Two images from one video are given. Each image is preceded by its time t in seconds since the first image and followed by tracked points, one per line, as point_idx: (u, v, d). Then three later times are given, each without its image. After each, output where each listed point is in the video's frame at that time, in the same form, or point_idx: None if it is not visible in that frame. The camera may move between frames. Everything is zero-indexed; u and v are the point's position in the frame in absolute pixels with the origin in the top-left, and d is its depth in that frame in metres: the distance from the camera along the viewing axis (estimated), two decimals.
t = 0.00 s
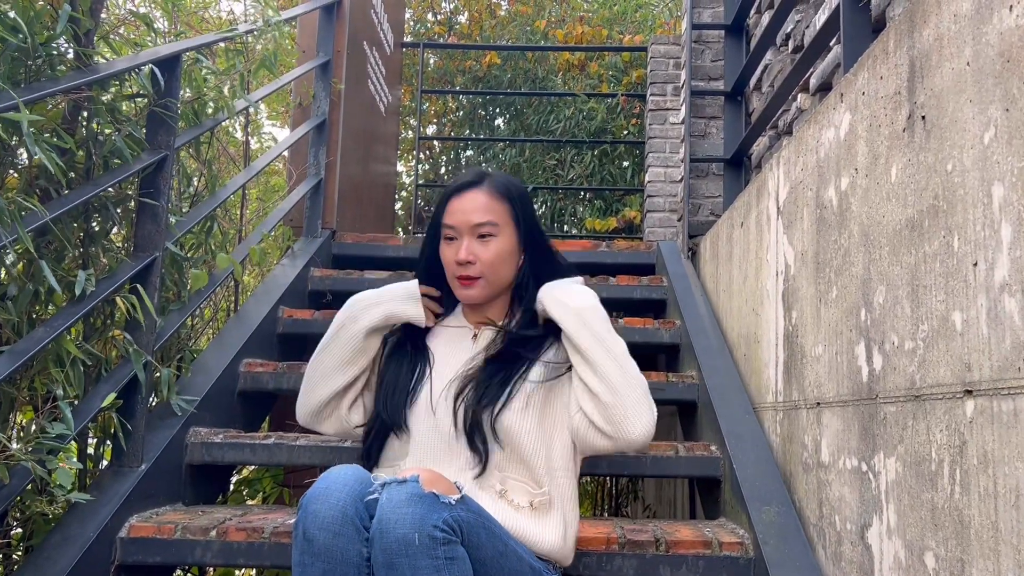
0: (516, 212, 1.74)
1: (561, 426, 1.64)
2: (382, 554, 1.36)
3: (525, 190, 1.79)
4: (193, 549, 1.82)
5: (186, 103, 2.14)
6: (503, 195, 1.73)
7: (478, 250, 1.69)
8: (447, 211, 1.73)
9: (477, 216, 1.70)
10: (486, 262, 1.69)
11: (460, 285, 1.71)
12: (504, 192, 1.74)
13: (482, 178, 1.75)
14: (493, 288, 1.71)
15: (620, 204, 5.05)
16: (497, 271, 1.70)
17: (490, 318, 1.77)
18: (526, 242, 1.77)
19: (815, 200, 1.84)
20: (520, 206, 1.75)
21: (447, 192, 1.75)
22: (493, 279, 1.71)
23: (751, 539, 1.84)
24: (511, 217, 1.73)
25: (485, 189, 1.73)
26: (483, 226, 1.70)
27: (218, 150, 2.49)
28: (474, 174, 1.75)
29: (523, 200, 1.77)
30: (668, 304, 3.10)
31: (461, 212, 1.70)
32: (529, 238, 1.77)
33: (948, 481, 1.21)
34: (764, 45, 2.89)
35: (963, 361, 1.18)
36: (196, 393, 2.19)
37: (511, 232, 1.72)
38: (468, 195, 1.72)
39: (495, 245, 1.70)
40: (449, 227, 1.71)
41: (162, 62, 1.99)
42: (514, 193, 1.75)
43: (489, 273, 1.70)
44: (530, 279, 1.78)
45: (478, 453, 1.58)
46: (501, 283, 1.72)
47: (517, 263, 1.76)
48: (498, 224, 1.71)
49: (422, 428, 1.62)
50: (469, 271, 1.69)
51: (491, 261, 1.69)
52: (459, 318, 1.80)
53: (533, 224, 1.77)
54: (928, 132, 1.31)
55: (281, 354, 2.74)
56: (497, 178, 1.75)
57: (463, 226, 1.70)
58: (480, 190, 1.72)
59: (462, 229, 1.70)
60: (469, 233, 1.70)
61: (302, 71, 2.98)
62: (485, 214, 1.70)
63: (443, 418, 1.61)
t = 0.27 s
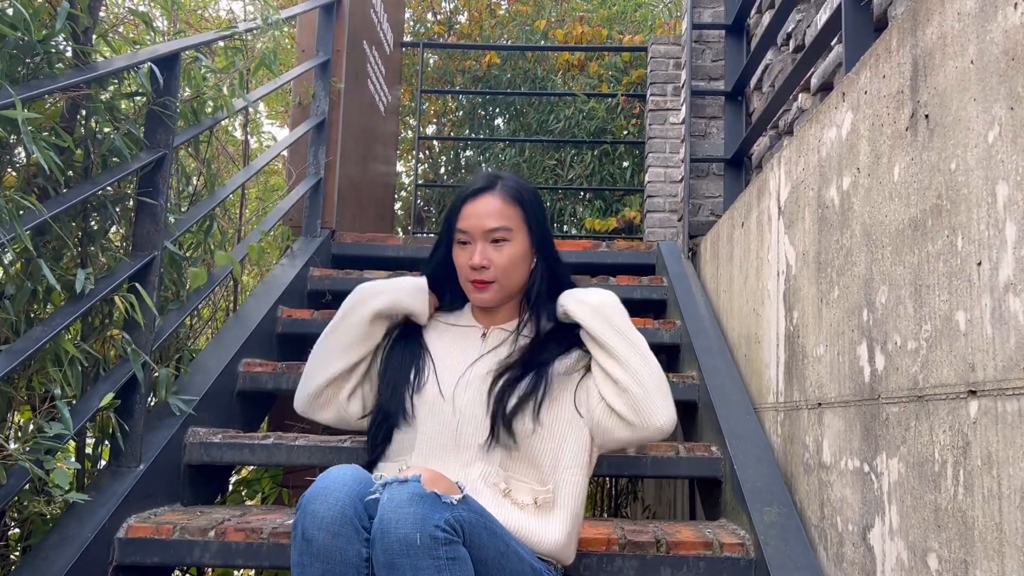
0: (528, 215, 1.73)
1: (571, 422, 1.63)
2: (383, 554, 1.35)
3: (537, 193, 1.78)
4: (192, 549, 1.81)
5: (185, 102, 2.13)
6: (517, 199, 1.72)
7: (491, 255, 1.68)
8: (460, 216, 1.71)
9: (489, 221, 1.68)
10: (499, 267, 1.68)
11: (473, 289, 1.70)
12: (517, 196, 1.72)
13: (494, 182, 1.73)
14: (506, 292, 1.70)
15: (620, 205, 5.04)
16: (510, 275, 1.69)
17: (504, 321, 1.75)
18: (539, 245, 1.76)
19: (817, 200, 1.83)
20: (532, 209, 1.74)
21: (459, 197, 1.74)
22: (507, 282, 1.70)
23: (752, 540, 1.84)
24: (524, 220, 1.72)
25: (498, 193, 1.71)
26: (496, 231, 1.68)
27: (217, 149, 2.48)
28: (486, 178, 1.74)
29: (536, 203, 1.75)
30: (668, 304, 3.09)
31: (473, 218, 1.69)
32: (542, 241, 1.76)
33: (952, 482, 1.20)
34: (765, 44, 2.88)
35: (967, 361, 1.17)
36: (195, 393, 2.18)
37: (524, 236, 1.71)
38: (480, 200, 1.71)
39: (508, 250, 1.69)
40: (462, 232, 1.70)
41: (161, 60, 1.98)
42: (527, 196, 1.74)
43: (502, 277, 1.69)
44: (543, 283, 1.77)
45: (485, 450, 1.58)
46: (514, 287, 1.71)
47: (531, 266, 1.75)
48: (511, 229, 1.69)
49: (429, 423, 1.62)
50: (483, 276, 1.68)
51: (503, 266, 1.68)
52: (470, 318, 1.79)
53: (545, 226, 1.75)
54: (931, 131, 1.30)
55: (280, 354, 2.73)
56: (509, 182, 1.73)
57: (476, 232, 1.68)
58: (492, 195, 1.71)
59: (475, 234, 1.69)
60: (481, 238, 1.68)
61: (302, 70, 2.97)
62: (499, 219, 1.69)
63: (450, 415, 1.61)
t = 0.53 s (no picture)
0: (543, 209, 1.80)
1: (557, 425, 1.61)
2: (384, 554, 1.34)
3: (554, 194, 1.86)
4: (193, 549, 1.81)
5: (187, 101, 2.12)
6: (533, 193, 1.80)
7: (501, 241, 1.74)
8: (477, 200, 1.79)
9: (505, 208, 1.75)
10: (507, 254, 1.74)
11: (478, 272, 1.75)
12: (534, 190, 1.80)
13: (514, 174, 1.81)
14: (510, 280, 1.75)
15: (620, 205, 5.04)
16: (516, 264, 1.75)
17: (500, 312, 1.78)
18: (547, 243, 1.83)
19: (820, 200, 1.83)
20: (548, 205, 1.81)
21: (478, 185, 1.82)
22: (511, 270, 1.75)
23: (754, 541, 1.84)
24: (537, 214, 1.79)
25: (516, 184, 1.79)
26: (509, 218, 1.75)
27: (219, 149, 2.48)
28: (507, 171, 1.82)
29: (552, 201, 1.83)
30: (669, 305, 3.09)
31: (490, 203, 1.76)
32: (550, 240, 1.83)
33: (956, 482, 1.20)
34: (767, 45, 2.88)
35: (971, 361, 1.17)
36: (197, 392, 2.18)
37: (535, 229, 1.78)
38: (498, 188, 1.78)
39: (518, 238, 1.75)
40: (477, 217, 1.77)
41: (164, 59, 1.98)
42: (543, 192, 1.82)
43: (509, 265, 1.74)
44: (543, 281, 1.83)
45: (478, 452, 1.58)
46: (518, 277, 1.76)
47: (537, 261, 1.81)
48: (524, 219, 1.76)
49: (421, 427, 1.62)
50: (490, 258, 1.74)
51: (512, 254, 1.74)
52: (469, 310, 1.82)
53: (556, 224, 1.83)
54: (935, 131, 1.30)
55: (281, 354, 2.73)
56: (528, 177, 1.81)
57: (491, 217, 1.75)
58: (511, 184, 1.78)
59: (489, 219, 1.76)
60: (495, 224, 1.75)
61: (304, 70, 2.97)
62: (514, 207, 1.76)
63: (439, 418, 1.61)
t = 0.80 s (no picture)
0: (524, 202, 1.75)
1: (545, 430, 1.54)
2: (386, 554, 1.35)
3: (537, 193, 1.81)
4: (196, 549, 1.82)
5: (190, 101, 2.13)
6: (513, 185, 1.74)
7: (476, 229, 1.68)
8: (456, 190, 1.74)
9: (482, 196, 1.70)
10: (482, 242, 1.67)
11: (450, 262, 1.68)
12: (515, 182, 1.75)
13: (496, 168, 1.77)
14: (483, 272, 1.68)
15: (622, 206, 5.04)
16: (491, 255, 1.67)
17: (472, 312, 1.69)
18: (527, 239, 1.76)
19: (822, 201, 1.84)
20: (529, 200, 1.76)
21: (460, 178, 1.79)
22: (483, 260, 1.67)
23: (756, 542, 1.84)
24: (517, 207, 1.73)
25: (497, 176, 1.75)
26: (485, 207, 1.70)
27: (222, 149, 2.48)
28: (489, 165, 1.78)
29: (534, 198, 1.78)
30: (671, 305, 3.10)
31: (467, 192, 1.72)
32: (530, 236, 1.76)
33: (959, 484, 1.20)
34: (769, 46, 2.88)
35: (974, 363, 1.17)
36: (199, 392, 2.19)
37: (514, 221, 1.71)
38: (478, 177, 1.74)
39: (494, 227, 1.69)
40: (454, 205, 1.72)
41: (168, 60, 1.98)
42: (525, 186, 1.77)
43: (483, 255, 1.66)
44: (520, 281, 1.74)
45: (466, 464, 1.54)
46: (492, 270, 1.69)
47: (515, 257, 1.73)
48: (501, 209, 1.70)
49: (407, 438, 1.58)
50: (462, 246, 1.67)
51: (486, 243, 1.67)
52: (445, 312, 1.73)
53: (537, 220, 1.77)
54: (938, 134, 1.30)
55: (283, 354, 2.73)
56: (510, 171, 1.77)
57: (468, 205, 1.70)
58: (491, 175, 1.74)
59: (466, 207, 1.71)
60: (471, 212, 1.70)
61: (306, 70, 2.97)
62: (491, 196, 1.71)
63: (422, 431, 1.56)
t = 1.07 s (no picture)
0: (470, 202, 1.59)
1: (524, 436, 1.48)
2: (378, 554, 1.35)
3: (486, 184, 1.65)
4: (197, 548, 1.82)
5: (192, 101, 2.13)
6: (456, 185, 1.59)
7: (419, 241, 1.54)
8: (393, 195, 1.59)
9: (422, 202, 1.56)
10: (427, 255, 1.53)
11: (395, 277, 1.56)
12: (457, 181, 1.60)
13: (436, 164, 1.62)
14: (433, 285, 1.55)
15: (623, 206, 5.04)
16: (439, 267, 1.54)
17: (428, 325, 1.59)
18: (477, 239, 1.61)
19: (823, 203, 1.84)
20: (475, 196, 1.61)
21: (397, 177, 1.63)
22: (431, 273, 1.54)
23: (756, 542, 1.84)
24: (463, 209, 1.58)
25: (437, 175, 1.59)
26: (427, 214, 1.55)
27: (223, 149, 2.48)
28: (428, 161, 1.62)
29: (481, 192, 1.62)
30: (672, 306, 3.10)
31: (405, 199, 1.56)
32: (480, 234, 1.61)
33: (958, 485, 1.21)
34: (770, 47, 2.89)
35: (974, 364, 1.17)
36: (200, 392, 2.19)
37: (461, 225, 1.57)
38: (417, 180, 1.58)
39: (440, 236, 1.55)
40: (393, 213, 1.57)
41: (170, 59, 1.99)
42: (470, 182, 1.61)
43: (430, 268, 1.54)
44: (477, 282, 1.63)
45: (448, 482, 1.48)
46: (442, 281, 1.56)
47: (466, 262, 1.60)
48: (444, 214, 1.56)
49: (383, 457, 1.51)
50: (406, 261, 1.54)
51: (432, 255, 1.54)
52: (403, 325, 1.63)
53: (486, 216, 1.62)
54: (938, 135, 1.31)
55: (284, 354, 2.74)
56: (452, 166, 1.61)
57: (408, 213, 1.56)
58: (431, 175, 1.59)
59: (406, 216, 1.56)
60: (413, 220, 1.55)
61: (308, 70, 2.98)
62: (432, 200, 1.56)
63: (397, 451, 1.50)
